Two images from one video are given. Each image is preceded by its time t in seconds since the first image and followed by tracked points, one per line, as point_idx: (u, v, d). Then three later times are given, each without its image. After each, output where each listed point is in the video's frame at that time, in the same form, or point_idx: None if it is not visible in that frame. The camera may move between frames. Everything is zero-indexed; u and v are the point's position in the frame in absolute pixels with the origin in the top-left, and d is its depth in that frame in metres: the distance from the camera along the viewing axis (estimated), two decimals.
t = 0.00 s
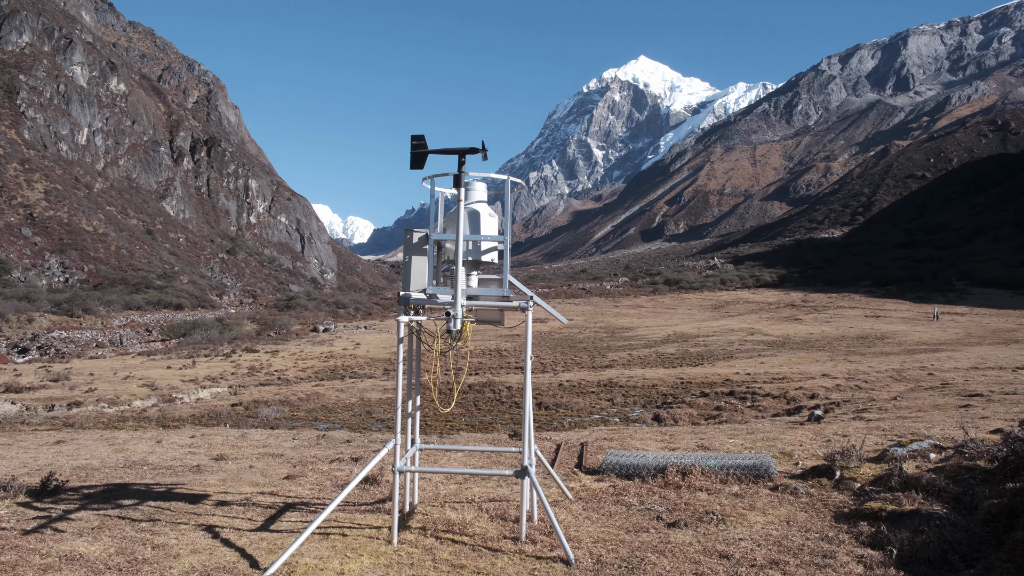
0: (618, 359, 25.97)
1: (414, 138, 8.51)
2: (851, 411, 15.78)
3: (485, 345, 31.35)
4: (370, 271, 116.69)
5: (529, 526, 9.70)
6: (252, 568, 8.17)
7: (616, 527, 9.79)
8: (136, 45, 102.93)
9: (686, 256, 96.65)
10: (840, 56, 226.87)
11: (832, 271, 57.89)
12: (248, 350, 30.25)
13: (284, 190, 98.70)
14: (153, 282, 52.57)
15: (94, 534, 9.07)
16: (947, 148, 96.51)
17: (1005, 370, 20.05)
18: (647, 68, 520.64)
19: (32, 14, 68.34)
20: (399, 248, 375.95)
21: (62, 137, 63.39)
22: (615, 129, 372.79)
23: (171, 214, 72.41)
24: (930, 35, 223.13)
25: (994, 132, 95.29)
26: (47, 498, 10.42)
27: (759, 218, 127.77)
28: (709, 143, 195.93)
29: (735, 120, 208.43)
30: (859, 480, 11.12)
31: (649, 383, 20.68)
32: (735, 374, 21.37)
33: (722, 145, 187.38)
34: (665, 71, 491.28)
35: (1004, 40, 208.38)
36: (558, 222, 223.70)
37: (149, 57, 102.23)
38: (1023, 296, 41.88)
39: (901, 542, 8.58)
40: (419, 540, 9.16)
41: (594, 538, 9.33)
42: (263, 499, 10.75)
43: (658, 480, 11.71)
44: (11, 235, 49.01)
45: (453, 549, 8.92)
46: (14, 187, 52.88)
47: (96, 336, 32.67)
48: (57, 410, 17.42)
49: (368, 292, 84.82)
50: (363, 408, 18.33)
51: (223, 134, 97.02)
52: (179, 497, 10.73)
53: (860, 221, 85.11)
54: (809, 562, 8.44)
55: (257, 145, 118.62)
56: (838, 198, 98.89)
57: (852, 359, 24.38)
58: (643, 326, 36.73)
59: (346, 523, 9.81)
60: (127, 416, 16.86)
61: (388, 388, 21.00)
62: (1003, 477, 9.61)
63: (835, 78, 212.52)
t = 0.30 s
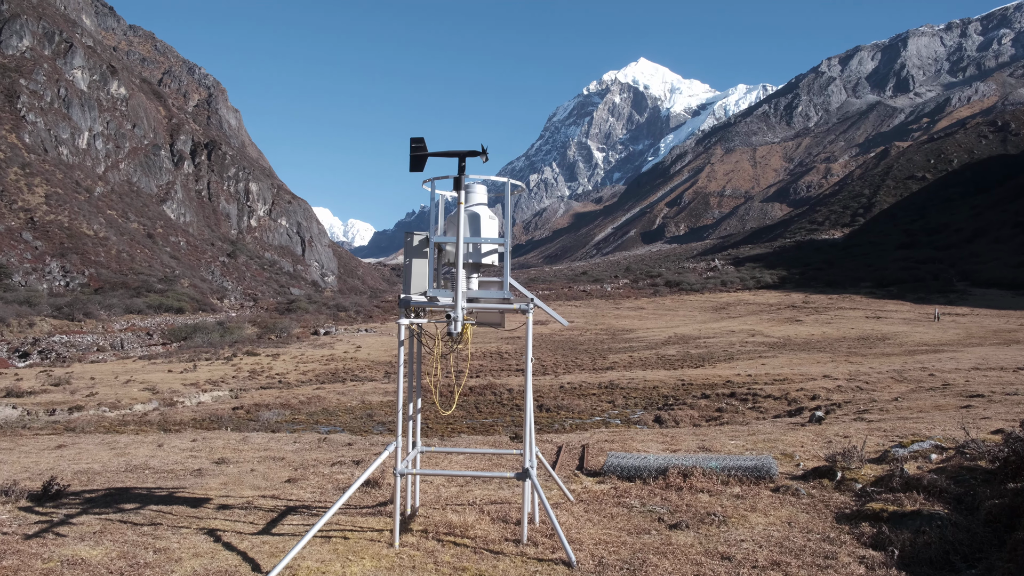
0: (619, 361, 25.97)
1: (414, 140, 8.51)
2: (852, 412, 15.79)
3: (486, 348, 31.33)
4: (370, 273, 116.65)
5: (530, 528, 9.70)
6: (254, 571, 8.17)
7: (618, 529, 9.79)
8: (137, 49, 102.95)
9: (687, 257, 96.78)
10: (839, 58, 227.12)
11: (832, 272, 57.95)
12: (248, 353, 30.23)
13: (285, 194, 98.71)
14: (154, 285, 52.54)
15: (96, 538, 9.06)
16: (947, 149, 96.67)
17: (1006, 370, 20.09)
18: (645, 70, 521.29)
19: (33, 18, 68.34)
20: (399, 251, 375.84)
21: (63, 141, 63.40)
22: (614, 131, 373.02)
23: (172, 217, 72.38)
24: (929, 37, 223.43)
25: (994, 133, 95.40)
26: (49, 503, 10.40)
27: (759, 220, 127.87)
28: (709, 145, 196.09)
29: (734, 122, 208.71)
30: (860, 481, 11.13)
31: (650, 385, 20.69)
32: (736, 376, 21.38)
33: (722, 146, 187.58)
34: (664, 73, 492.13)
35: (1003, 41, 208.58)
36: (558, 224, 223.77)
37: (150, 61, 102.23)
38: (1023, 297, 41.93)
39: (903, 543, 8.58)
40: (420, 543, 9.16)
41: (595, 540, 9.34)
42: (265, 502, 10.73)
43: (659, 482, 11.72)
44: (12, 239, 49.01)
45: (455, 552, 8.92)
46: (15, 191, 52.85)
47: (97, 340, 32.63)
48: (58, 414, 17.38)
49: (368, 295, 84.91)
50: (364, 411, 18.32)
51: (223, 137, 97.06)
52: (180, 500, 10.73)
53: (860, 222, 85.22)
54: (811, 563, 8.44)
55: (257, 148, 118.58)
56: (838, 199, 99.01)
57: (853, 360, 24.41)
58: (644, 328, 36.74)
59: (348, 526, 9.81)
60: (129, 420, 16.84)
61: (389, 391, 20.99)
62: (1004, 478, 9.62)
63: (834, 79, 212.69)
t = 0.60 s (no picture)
0: (618, 362, 26.00)
1: (411, 142, 8.54)
2: (851, 412, 15.80)
3: (485, 349, 31.36)
4: (368, 276, 116.51)
5: (530, 530, 9.70)
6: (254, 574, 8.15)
7: (617, 530, 9.80)
8: (134, 53, 102.88)
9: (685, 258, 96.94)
10: (836, 59, 227.53)
11: (830, 273, 58.00)
12: (247, 357, 30.19)
13: (282, 196, 98.62)
14: (152, 289, 52.44)
15: (94, 543, 9.03)
16: (945, 149, 96.91)
17: (1005, 370, 20.14)
18: (642, 72, 522.09)
19: (30, 22, 68.28)
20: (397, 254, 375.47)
21: (61, 145, 63.32)
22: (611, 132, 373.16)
23: (169, 221, 72.28)
24: (926, 38, 223.84)
25: (991, 134, 95.61)
26: (48, 507, 10.39)
27: (757, 221, 128.05)
28: (706, 146, 196.26)
29: (732, 123, 208.97)
30: (858, 481, 11.16)
31: (649, 386, 20.72)
32: (735, 377, 21.39)
33: (719, 147, 187.85)
34: (661, 75, 492.93)
35: (1000, 42, 208.97)
36: (556, 225, 223.88)
37: (146, 64, 102.19)
38: (1021, 296, 42.03)
39: (902, 542, 8.61)
40: (419, 545, 9.16)
41: (595, 542, 9.34)
42: (265, 506, 10.72)
43: (658, 483, 11.74)
44: (10, 243, 48.94)
45: (454, 554, 8.92)
46: (12, 196, 52.77)
47: (95, 344, 32.55)
48: (56, 419, 17.35)
49: (366, 297, 84.87)
50: (363, 413, 18.30)
51: (221, 141, 96.94)
52: (180, 504, 10.70)
53: (858, 223, 85.38)
54: (810, 564, 8.45)
55: (254, 151, 118.49)
56: (836, 200, 99.15)
57: (852, 360, 24.47)
58: (643, 329, 36.75)
59: (347, 529, 9.80)
60: (127, 425, 16.81)
61: (388, 393, 20.98)
62: (1002, 476, 9.66)
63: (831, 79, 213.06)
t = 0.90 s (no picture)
0: (615, 363, 26.01)
1: (407, 143, 8.56)
2: (847, 413, 15.82)
3: (482, 350, 31.37)
4: (365, 277, 116.46)
5: (526, 531, 9.70)
6: None
7: (614, 530, 9.80)
8: (129, 54, 102.73)
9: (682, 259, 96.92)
10: (832, 60, 227.81)
11: (827, 274, 58.07)
12: (243, 358, 30.14)
13: (279, 197, 98.53)
14: (148, 291, 52.35)
15: (91, 545, 9.01)
16: (940, 150, 97.09)
17: (1000, 370, 20.19)
18: (639, 73, 522.48)
19: (25, 23, 68.19)
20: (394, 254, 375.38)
21: (56, 146, 63.23)
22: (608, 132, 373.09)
23: (165, 222, 72.17)
24: (921, 39, 224.29)
25: (987, 135, 95.77)
26: (44, 510, 10.37)
27: (753, 221, 128.16)
28: (702, 146, 196.41)
29: (728, 123, 209.24)
30: (855, 481, 11.17)
31: (645, 386, 20.73)
32: (731, 377, 21.43)
33: (716, 148, 188.04)
34: (657, 75, 493.58)
35: (996, 43, 209.33)
36: (553, 226, 223.94)
37: (142, 66, 102.06)
38: (1017, 297, 42.11)
39: (898, 543, 8.63)
40: (416, 547, 9.15)
41: (592, 543, 9.33)
42: (261, 508, 10.70)
43: (655, 484, 11.74)
44: (5, 245, 48.86)
45: (451, 555, 8.91)
46: (7, 198, 52.67)
47: (91, 346, 32.48)
48: (52, 421, 17.29)
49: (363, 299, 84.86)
50: (360, 415, 18.28)
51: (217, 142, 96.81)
52: (176, 507, 10.68)
53: (855, 223, 85.48)
54: (806, 564, 8.46)
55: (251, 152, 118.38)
56: (832, 201, 99.27)
57: (848, 360, 24.48)
58: (640, 330, 36.77)
59: (344, 531, 9.79)
60: (123, 426, 16.77)
61: (385, 394, 20.96)
62: (998, 477, 9.67)
63: (827, 80, 213.41)
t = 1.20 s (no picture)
0: (611, 364, 26.02)
1: (403, 143, 8.54)
2: (843, 414, 15.82)
3: (479, 350, 31.38)
4: (362, 277, 116.47)
5: (522, 532, 9.71)
6: None
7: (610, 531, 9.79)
8: (126, 53, 102.60)
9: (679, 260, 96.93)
10: (829, 62, 228.19)
11: (823, 275, 58.17)
12: (240, 358, 30.08)
13: (276, 197, 98.44)
14: (144, 290, 52.25)
15: (86, 545, 8.99)
16: (937, 152, 97.26)
17: (995, 372, 20.23)
18: (637, 74, 523.02)
19: (22, 22, 68.06)
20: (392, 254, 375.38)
21: (52, 146, 63.11)
22: (605, 133, 373.15)
23: (162, 222, 72.04)
24: (918, 41, 224.57)
25: (982, 137, 95.93)
26: (39, 509, 10.35)
27: (750, 223, 128.26)
28: (699, 147, 196.54)
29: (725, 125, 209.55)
30: (851, 482, 11.18)
31: (642, 387, 20.73)
32: (727, 378, 21.44)
33: (713, 150, 188.21)
34: (655, 76, 494.22)
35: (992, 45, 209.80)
36: (550, 227, 223.99)
37: (139, 65, 101.92)
38: (1013, 299, 42.22)
39: (893, 544, 8.65)
40: (412, 547, 9.14)
41: (588, 543, 9.33)
42: (257, 508, 10.69)
43: (651, 485, 11.74)
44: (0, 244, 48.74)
45: (447, 556, 8.91)
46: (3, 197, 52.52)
47: (87, 345, 32.41)
48: (47, 420, 17.27)
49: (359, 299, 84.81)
50: (356, 415, 18.24)
51: (214, 142, 96.66)
52: (172, 506, 10.67)
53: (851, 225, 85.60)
54: (803, 565, 8.46)
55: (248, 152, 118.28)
56: (828, 202, 99.36)
57: (844, 362, 24.52)
58: (636, 331, 36.80)
59: (340, 531, 9.78)
60: (119, 426, 16.76)
61: (381, 394, 20.96)
62: (993, 478, 9.69)
63: (823, 82, 213.69)
